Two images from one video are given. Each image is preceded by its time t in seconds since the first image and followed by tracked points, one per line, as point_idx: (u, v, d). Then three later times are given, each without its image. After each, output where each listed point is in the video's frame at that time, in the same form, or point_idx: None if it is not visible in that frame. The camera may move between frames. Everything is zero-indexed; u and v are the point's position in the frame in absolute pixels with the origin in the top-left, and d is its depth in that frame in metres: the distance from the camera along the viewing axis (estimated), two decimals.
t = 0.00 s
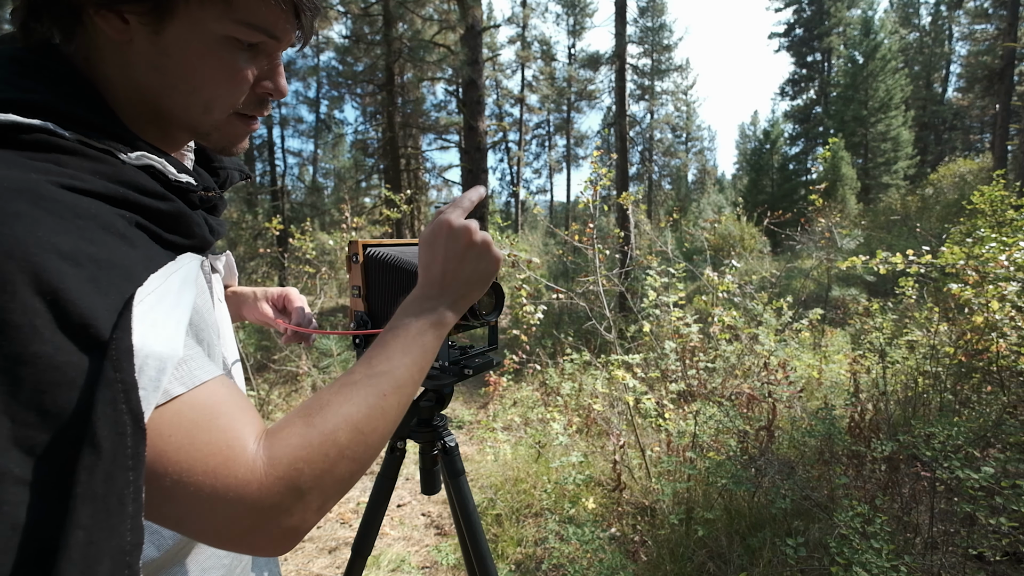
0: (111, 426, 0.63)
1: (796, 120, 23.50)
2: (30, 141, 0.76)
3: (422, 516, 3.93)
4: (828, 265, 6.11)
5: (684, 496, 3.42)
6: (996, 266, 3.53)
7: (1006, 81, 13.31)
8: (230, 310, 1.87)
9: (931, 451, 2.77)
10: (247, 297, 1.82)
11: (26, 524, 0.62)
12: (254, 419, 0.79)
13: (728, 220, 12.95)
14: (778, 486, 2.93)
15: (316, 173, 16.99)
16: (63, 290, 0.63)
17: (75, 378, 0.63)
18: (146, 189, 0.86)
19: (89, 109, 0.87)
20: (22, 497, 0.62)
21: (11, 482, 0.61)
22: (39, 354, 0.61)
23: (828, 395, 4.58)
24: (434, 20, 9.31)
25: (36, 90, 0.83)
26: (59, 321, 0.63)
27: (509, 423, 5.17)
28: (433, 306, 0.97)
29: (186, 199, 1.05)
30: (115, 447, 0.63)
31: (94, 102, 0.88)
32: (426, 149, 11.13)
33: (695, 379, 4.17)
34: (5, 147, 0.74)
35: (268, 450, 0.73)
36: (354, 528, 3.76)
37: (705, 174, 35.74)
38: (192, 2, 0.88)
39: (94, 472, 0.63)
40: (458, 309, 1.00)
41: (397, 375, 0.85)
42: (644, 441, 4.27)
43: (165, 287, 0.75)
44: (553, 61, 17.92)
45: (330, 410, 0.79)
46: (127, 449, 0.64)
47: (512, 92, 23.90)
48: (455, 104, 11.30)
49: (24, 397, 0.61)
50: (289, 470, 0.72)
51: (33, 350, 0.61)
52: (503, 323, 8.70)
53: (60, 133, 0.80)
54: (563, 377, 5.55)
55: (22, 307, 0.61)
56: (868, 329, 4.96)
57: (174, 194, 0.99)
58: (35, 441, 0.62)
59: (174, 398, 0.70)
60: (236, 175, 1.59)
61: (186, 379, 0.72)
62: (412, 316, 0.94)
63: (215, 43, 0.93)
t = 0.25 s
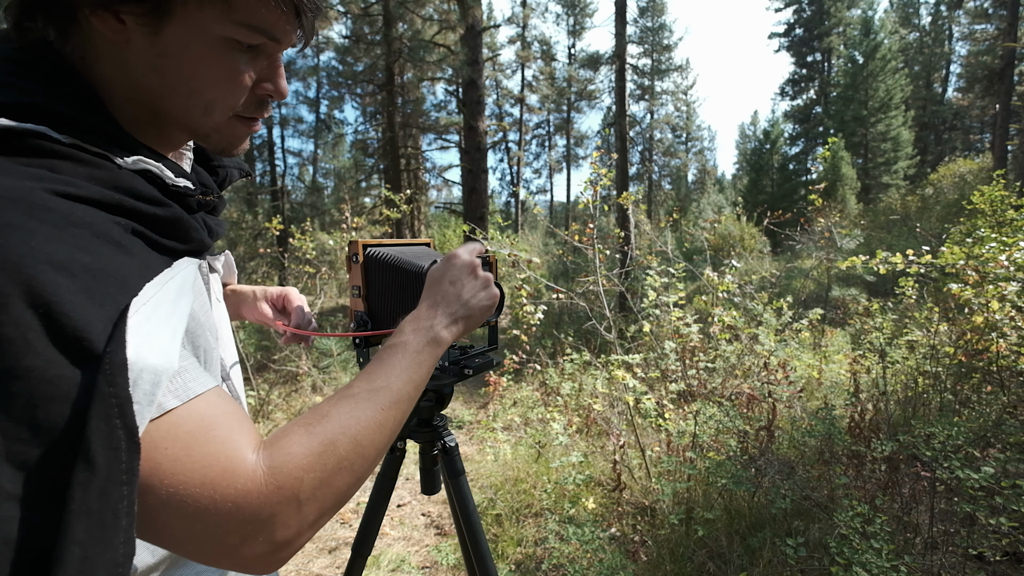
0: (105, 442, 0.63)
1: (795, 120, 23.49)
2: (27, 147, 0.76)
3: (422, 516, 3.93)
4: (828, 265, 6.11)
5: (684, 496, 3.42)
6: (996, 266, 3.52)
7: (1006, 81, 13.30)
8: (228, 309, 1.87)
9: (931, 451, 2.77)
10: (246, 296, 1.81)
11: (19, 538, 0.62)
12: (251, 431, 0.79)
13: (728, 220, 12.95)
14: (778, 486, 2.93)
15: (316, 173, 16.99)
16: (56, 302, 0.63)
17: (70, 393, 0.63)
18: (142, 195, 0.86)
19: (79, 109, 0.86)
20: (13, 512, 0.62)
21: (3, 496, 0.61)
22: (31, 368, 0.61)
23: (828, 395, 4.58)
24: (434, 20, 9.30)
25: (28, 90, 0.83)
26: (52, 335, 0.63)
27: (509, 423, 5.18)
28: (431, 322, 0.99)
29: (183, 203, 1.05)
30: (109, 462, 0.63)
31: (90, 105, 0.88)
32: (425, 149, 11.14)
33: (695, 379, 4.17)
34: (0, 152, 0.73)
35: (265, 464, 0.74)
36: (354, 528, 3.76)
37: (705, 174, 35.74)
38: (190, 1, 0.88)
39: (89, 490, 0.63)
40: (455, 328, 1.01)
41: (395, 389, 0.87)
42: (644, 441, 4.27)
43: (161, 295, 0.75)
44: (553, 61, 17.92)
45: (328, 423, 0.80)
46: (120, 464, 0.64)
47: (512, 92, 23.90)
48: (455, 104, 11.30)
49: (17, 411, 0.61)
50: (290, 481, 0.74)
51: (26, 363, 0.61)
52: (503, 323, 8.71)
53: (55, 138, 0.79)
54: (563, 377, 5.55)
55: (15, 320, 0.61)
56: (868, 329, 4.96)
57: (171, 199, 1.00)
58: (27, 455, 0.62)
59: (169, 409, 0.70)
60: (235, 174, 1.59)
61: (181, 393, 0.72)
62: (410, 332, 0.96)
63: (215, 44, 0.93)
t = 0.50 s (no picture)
0: (107, 453, 0.63)
1: (796, 120, 23.48)
2: (27, 150, 0.76)
3: (422, 516, 3.93)
4: (828, 265, 6.10)
5: (684, 496, 3.42)
6: (996, 266, 3.52)
7: (1006, 81, 13.30)
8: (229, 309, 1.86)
9: (931, 452, 2.77)
10: (248, 297, 1.81)
11: (19, 549, 0.63)
12: (247, 439, 0.79)
13: (728, 220, 12.95)
14: (778, 486, 2.93)
15: (316, 173, 16.99)
16: (54, 311, 0.63)
17: (67, 404, 0.63)
18: (142, 200, 0.86)
19: (76, 111, 0.85)
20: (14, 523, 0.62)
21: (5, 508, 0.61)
22: (31, 377, 0.61)
23: (828, 395, 4.58)
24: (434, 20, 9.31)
25: (25, 92, 0.83)
26: (52, 345, 0.63)
27: (509, 423, 5.18)
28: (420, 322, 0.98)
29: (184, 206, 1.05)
30: (110, 475, 0.63)
31: (90, 106, 0.88)
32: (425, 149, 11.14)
33: (695, 379, 4.17)
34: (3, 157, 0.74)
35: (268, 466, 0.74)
36: (354, 528, 3.76)
37: (705, 174, 35.74)
38: None
39: (91, 501, 0.63)
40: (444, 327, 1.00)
41: (384, 393, 0.86)
42: (644, 441, 4.27)
43: (160, 303, 0.75)
44: (553, 61, 17.91)
45: (326, 424, 0.81)
46: (123, 474, 0.64)
47: (512, 92, 23.90)
48: (455, 104, 11.30)
49: (18, 422, 0.62)
50: (283, 488, 0.74)
51: (26, 373, 0.61)
52: (503, 323, 8.71)
53: (52, 139, 0.79)
54: (563, 377, 5.55)
55: (15, 330, 0.61)
56: (868, 329, 4.96)
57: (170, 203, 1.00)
58: (28, 466, 0.63)
59: (169, 419, 0.70)
60: (236, 173, 1.60)
61: (181, 401, 0.72)
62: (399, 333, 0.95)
63: (219, 42, 0.93)
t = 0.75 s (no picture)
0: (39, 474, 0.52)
1: (795, 120, 23.48)
2: (29, 155, 0.71)
3: (422, 516, 3.93)
4: (828, 265, 6.11)
5: (684, 496, 3.43)
6: (996, 266, 3.51)
7: (1006, 82, 13.30)
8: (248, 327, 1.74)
9: (931, 452, 2.78)
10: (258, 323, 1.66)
11: None
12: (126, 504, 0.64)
13: (728, 220, 12.96)
14: (778, 486, 2.92)
15: (316, 173, 17.00)
16: (19, 328, 0.54)
17: (14, 421, 0.51)
18: (143, 209, 0.83)
19: (76, 112, 0.80)
20: None
21: None
22: None
23: (828, 395, 4.59)
24: (434, 20, 9.30)
25: (31, 93, 0.78)
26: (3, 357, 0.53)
27: (509, 422, 5.18)
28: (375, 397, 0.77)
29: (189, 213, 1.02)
30: (38, 494, 0.51)
31: (99, 110, 0.84)
32: (425, 149, 11.15)
33: (695, 379, 4.16)
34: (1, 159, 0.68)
35: (86, 546, 0.55)
36: (355, 528, 3.76)
37: (705, 174, 35.77)
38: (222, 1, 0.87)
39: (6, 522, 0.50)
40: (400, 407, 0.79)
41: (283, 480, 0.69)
42: (644, 441, 4.28)
43: (135, 321, 0.67)
44: (553, 61, 17.93)
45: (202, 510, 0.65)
46: (50, 496, 0.52)
47: (512, 92, 23.92)
48: (455, 104, 11.30)
49: None
50: None
51: None
52: (503, 323, 8.72)
53: (71, 149, 0.76)
54: (563, 377, 5.55)
55: None
56: (868, 329, 4.96)
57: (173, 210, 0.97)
58: None
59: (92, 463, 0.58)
60: (251, 176, 1.58)
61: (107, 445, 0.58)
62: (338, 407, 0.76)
63: (239, 43, 0.92)
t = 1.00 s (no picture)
0: None
1: (795, 120, 23.48)
2: (32, 172, 0.78)
3: (422, 516, 3.93)
4: (828, 265, 6.11)
5: (684, 496, 3.43)
6: (996, 266, 3.50)
7: (1006, 82, 13.31)
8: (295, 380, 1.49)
9: (931, 452, 2.78)
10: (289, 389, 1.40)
11: None
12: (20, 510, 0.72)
13: (728, 220, 12.96)
14: (778, 486, 2.92)
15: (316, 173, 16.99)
16: None
17: None
18: (127, 223, 0.86)
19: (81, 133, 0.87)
20: None
21: None
22: None
23: (828, 395, 4.59)
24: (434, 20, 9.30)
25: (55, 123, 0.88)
26: None
27: (509, 422, 5.18)
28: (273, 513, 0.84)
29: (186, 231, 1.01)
30: None
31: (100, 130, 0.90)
32: (425, 149, 11.15)
33: (695, 379, 4.16)
34: (14, 177, 0.77)
35: None
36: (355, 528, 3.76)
37: (705, 174, 35.75)
38: (222, 40, 0.93)
39: None
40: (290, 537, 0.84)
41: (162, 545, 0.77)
42: (644, 441, 4.28)
43: (80, 323, 0.76)
44: (553, 61, 17.93)
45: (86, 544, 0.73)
46: None
47: (512, 92, 23.91)
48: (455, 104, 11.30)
49: None
50: None
51: None
52: (503, 323, 8.72)
53: (62, 163, 0.81)
54: (563, 377, 5.54)
55: None
56: (868, 329, 4.97)
57: (159, 223, 0.94)
58: None
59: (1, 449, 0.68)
60: (292, 202, 1.59)
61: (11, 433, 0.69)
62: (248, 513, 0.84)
63: (239, 80, 0.97)
